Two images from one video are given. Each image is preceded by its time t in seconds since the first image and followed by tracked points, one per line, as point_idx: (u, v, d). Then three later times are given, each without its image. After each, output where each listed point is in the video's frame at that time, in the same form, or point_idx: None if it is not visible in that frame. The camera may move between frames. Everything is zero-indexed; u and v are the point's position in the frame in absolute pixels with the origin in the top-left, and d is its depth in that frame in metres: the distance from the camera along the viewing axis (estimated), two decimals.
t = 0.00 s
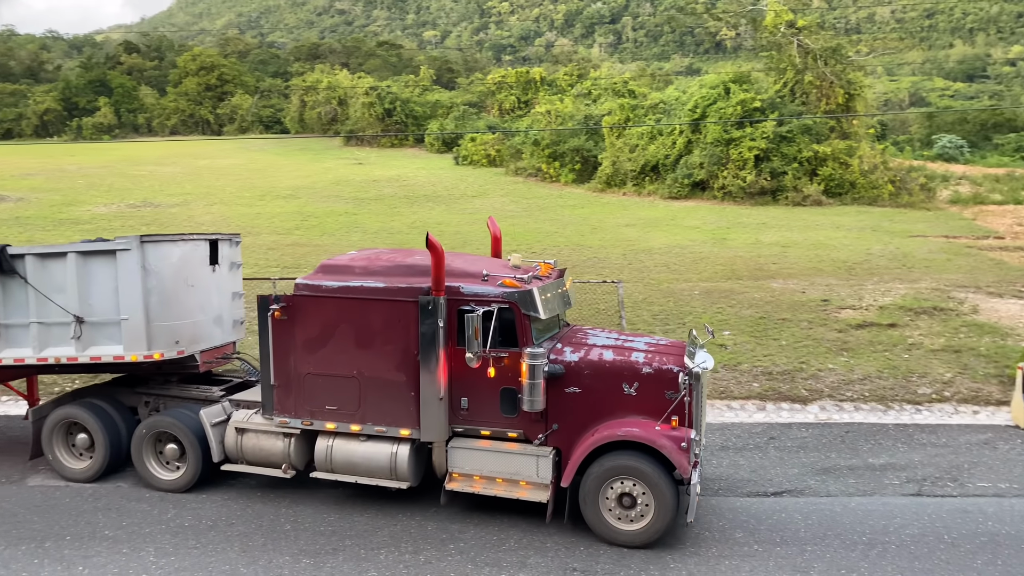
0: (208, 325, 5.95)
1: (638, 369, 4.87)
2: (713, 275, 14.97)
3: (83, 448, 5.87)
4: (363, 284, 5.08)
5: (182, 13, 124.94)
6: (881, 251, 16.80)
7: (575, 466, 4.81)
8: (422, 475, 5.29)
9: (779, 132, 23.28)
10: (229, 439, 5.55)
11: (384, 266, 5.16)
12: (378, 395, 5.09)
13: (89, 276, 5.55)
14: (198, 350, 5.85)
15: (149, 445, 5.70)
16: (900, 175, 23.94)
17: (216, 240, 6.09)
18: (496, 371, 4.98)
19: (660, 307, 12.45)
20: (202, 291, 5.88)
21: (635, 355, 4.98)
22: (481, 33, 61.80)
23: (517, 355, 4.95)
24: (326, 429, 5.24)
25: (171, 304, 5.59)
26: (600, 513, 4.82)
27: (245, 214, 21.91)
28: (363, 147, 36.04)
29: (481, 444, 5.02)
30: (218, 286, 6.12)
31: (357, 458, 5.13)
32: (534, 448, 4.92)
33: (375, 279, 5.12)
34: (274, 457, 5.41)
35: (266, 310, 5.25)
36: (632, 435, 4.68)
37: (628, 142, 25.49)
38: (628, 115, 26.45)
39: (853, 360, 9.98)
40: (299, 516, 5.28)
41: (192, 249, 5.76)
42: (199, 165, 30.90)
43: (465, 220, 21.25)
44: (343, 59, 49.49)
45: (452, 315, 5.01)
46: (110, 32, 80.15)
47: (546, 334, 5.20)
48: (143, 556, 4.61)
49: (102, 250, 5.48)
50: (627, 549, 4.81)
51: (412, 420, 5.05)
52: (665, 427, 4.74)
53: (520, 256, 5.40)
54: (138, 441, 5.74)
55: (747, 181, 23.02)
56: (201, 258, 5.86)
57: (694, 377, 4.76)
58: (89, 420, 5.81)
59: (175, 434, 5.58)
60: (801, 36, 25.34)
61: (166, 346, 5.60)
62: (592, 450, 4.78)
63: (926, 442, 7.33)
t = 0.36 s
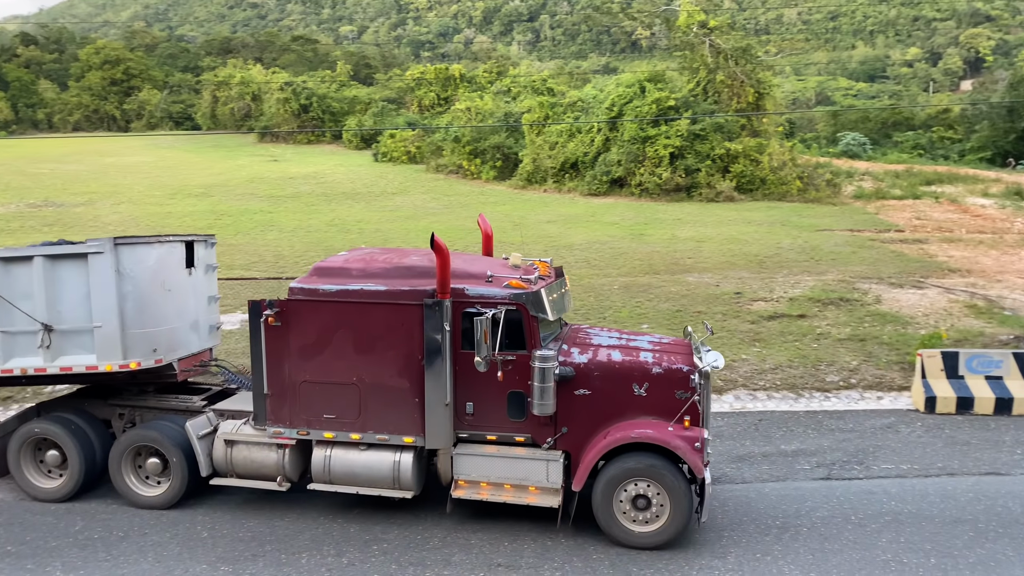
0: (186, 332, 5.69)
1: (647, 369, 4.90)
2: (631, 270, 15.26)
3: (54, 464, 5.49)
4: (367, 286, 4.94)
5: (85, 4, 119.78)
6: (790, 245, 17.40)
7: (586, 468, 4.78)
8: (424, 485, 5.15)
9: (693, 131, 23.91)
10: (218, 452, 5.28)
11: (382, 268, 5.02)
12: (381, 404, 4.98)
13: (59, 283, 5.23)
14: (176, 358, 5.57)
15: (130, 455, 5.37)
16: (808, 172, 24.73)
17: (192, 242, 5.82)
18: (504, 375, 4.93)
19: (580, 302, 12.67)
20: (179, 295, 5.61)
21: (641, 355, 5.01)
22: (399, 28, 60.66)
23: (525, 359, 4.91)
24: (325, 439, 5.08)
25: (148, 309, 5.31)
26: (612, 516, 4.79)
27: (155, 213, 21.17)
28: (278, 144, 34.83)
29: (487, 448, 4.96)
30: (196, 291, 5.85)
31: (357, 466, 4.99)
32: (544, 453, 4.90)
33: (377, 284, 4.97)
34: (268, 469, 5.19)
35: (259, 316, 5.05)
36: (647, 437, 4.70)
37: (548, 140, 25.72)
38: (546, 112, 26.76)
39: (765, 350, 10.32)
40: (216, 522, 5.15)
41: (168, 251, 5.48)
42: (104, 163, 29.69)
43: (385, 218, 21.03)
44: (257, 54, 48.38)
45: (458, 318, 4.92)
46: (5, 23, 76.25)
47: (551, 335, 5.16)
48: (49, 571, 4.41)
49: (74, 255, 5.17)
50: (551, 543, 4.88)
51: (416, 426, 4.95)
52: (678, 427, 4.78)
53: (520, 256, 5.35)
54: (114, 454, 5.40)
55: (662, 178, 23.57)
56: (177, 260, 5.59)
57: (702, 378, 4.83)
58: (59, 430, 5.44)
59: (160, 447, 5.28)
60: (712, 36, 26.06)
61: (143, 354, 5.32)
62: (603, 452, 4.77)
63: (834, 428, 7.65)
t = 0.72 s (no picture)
0: (165, 336, 6.08)
1: (661, 364, 5.67)
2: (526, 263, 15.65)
3: (29, 478, 5.75)
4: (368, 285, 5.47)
5: None
6: (680, 236, 18.00)
7: (605, 458, 5.48)
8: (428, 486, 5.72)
9: (586, 125, 24.30)
10: (217, 462, 5.67)
11: (388, 269, 5.59)
12: (392, 402, 5.53)
13: (34, 288, 5.52)
14: (157, 364, 5.96)
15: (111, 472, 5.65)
16: (694, 166, 25.59)
17: (167, 240, 6.19)
18: (522, 371, 5.59)
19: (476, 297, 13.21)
20: (158, 296, 6.01)
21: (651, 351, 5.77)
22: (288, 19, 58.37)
23: (541, 354, 5.58)
24: (333, 442, 5.58)
25: (130, 313, 5.70)
26: (629, 504, 5.49)
27: (26, 211, 19.97)
28: (161, 137, 33.41)
29: (503, 448, 5.58)
30: (173, 291, 6.24)
31: (374, 469, 5.52)
32: (561, 450, 5.57)
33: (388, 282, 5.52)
34: (271, 476, 5.64)
35: (261, 317, 5.49)
36: (666, 428, 5.44)
37: (444, 134, 25.49)
38: (441, 106, 26.86)
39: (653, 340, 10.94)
40: (103, 537, 5.45)
41: (147, 251, 5.88)
42: None
43: (277, 213, 20.54)
44: (135, 43, 46.02)
45: (473, 311, 5.54)
46: None
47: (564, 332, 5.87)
48: None
49: (54, 260, 5.49)
50: (452, 538, 5.53)
51: (428, 420, 5.54)
52: (688, 418, 5.57)
53: (523, 252, 6.07)
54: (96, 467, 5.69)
55: (558, 172, 23.88)
56: (156, 260, 5.99)
57: (714, 371, 5.66)
58: (30, 448, 5.67)
59: (153, 461, 5.62)
60: (602, 32, 26.60)
61: (126, 362, 5.71)
62: (622, 444, 5.48)
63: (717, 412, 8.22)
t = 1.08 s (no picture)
0: (159, 337, 6.03)
1: (674, 354, 6.19)
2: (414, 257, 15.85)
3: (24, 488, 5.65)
4: (391, 283, 5.68)
5: None
6: (566, 228, 18.27)
7: (630, 445, 5.98)
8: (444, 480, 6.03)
9: (471, 118, 24.48)
10: (231, 466, 5.74)
11: (407, 266, 5.87)
12: (419, 400, 5.79)
13: (24, 292, 5.37)
14: (155, 367, 5.93)
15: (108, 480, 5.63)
16: (578, 159, 26.20)
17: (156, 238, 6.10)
18: (547, 364, 5.99)
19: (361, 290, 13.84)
20: (152, 296, 5.94)
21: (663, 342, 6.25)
22: (157, 7, 55.15)
23: (563, 346, 5.99)
24: (354, 442, 5.78)
25: (127, 316, 5.63)
26: (651, 485, 6.05)
27: None
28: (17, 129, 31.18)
29: (525, 439, 5.95)
30: (162, 290, 6.18)
31: (400, 465, 5.77)
32: (582, 439, 5.98)
33: (410, 279, 5.77)
34: (289, 476, 5.75)
35: (280, 319, 5.59)
36: (687, 414, 5.98)
37: (326, 126, 24.58)
38: (323, 97, 26.43)
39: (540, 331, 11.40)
40: None
41: (142, 250, 5.80)
42: None
43: (150, 209, 19.59)
44: None
45: (497, 304, 5.89)
46: None
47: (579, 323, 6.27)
48: None
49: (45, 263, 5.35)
50: (343, 534, 5.88)
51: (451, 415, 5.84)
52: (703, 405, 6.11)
53: (532, 244, 6.45)
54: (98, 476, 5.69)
55: (445, 165, 23.84)
56: (149, 259, 5.91)
57: (723, 360, 6.24)
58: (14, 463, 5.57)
59: (160, 465, 5.64)
60: (484, 25, 26.85)
61: (127, 367, 5.64)
62: (644, 431, 5.99)
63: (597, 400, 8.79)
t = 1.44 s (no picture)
0: (161, 338, 6.61)
1: (673, 337, 7.03)
2: (274, 253, 15.73)
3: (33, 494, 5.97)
4: (411, 277, 6.37)
5: None
6: (431, 220, 18.34)
7: (637, 422, 6.81)
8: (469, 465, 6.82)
9: (330, 109, 23.72)
10: (260, 465, 6.29)
11: (433, 256, 6.46)
12: (448, 389, 6.55)
13: (37, 298, 5.87)
14: (161, 370, 6.52)
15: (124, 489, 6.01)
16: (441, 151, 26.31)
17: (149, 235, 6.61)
18: (567, 351, 6.79)
19: (221, 289, 13.60)
20: (155, 297, 6.54)
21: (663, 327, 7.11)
22: None
23: (579, 332, 6.79)
24: (383, 434, 6.47)
25: (138, 318, 6.20)
26: (663, 459, 6.84)
27: None
28: None
29: (543, 423, 6.76)
30: (160, 293, 6.76)
31: (426, 453, 6.51)
32: (596, 420, 6.84)
33: (439, 271, 6.44)
34: (317, 471, 6.39)
35: (316, 315, 6.18)
36: (691, 390, 6.84)
37: (174, 117, 23.25)
38: (169, 87, 25.13)
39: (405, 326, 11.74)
40: None
41: (146, 255, 6.39)
42: None
43: None
44: None
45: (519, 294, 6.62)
46: None
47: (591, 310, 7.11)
48: None
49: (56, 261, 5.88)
50: (196, 545, 6.17)
51: (468, 399, 6.62)
52: (703, 381, 6.99)
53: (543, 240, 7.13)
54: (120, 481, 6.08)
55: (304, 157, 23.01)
56: (150, 261, 6.50)
57: (716, 339, 7.16)
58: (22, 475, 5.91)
59: (182, 465, 6.07)
60: (341, 14, 26.38)
61: (139, 369, 6.21)
62: (653, 408, 6.82)
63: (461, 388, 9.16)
